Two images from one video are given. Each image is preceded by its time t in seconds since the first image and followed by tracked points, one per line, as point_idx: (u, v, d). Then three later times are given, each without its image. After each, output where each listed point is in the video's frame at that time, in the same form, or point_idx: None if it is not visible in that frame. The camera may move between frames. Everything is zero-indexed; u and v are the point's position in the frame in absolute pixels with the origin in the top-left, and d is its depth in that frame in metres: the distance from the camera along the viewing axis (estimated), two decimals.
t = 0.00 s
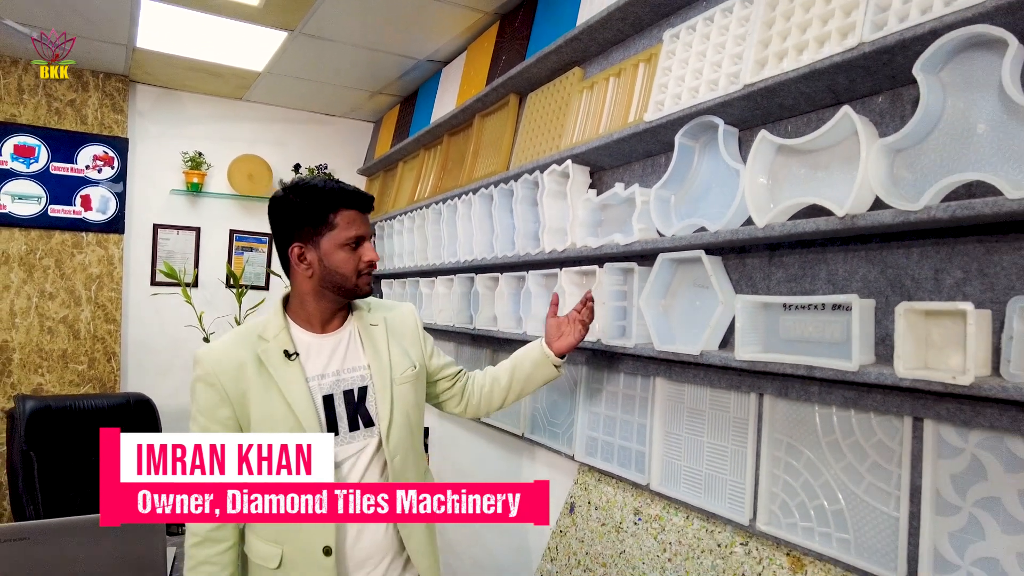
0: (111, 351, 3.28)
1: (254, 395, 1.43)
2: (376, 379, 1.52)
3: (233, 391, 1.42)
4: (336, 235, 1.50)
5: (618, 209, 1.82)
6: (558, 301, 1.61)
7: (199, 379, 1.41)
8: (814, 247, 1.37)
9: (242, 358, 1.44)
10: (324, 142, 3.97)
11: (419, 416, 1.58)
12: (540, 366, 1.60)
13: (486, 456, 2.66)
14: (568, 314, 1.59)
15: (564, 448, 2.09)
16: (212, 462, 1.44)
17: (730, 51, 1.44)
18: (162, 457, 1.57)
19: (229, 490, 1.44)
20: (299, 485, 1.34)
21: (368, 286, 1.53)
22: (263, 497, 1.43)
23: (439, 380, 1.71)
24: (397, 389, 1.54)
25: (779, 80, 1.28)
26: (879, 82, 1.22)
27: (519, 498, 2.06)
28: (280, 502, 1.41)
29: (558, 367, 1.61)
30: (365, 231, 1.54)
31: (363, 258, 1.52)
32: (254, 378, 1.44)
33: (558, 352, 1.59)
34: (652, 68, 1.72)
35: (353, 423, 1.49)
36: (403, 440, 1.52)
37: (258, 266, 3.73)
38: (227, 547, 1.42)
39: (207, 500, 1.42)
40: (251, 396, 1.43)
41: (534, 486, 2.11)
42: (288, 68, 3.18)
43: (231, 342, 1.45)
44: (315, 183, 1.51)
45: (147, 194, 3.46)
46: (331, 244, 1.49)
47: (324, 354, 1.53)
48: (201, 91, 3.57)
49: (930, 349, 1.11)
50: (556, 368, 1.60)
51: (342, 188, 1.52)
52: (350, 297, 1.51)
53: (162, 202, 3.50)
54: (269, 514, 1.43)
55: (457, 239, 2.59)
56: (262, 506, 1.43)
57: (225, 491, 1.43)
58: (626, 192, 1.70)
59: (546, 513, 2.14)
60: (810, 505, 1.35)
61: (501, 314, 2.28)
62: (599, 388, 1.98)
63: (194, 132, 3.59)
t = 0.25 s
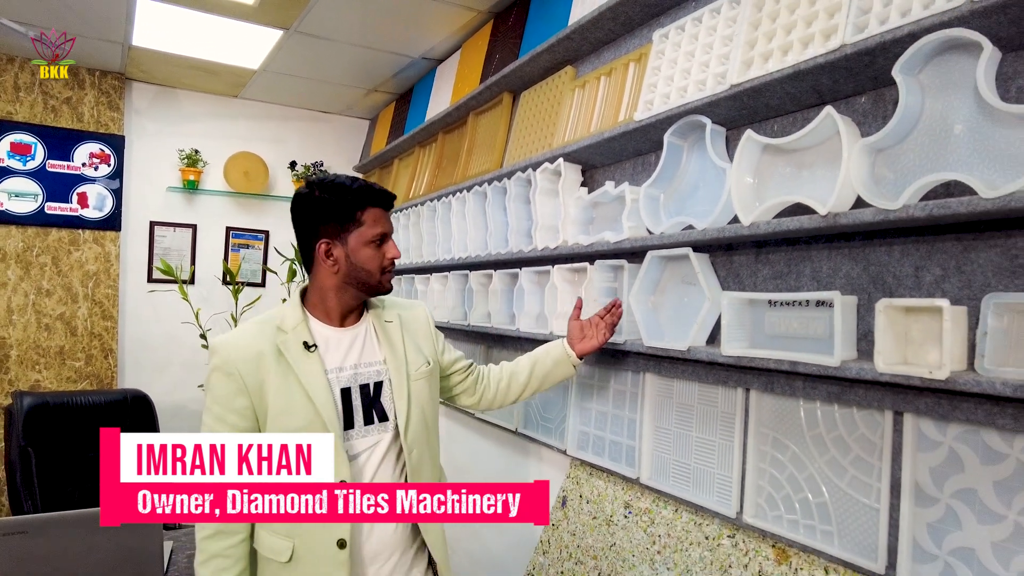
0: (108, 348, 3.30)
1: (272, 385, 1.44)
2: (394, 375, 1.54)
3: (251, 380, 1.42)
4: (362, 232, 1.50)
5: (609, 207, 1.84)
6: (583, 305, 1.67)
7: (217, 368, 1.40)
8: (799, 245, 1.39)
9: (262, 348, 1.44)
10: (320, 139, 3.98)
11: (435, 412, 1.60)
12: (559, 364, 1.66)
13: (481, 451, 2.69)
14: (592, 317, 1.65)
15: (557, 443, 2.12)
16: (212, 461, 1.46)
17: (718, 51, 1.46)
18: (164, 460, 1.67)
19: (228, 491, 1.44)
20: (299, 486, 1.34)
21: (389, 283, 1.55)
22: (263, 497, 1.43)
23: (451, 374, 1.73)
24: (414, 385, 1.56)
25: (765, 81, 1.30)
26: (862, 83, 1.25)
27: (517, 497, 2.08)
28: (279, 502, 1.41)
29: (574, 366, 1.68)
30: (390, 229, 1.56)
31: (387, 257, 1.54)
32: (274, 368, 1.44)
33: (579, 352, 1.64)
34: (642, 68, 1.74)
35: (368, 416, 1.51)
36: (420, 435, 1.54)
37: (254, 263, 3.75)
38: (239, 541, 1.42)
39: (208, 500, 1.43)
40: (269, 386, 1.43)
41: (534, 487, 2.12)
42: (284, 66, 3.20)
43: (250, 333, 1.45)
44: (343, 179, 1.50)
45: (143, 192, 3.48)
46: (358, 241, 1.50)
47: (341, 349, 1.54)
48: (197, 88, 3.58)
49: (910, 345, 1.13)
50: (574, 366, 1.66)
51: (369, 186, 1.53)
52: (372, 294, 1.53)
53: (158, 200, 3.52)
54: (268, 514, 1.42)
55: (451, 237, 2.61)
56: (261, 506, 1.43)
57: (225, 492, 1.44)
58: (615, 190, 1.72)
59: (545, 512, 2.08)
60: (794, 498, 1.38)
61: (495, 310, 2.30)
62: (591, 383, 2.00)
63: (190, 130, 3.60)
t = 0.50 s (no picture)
0: (102, 345, 3.30)
1: (287, 381, 1.39)
2: (405, 373, 1.51)
3: (266, 377, 1.38)
4: (382, 231, 1.49)
5: (601, 205, 1.84)
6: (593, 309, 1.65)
7: (232, 364, 1.37)
8: (787, 242, 1.40)
9: (276, 343, 1.40)
10: (314, 136, 3.98)
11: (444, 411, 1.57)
12: (570, 368, 1.63)
13: (475, 447, 2.70)
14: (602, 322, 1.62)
15: (549, 440, 2.13)
16: (212, 461, 1.46)
17: (708, 49, 1.46)
18: (163, 457, 1.64)
19: (228, 490, 1.43)
20: (298, 485, 1.31)
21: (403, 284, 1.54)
22: (263, 497, 1.40)
23: (460, 374, 1.71)
24: (424, 384, 1.53)
25: (753, 78, 1.30)
26: (850, 80, 1.25)
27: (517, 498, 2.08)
28: (279, 502, 1.38)
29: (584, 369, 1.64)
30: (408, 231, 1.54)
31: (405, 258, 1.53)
32: (291, 365, 1.40)
33: (589, 356, 1.61)
34: (633, 65, 1.74)
35: (380, 414, 1.48)
36: (431, 434, 1.51)
37: (249, 260, 3.75)
38: (256, 539, 1.37)
39: (208, 501, 1.43)
40: (285, 383, 1.39)
41: (534, 486, 2.08)
42: (278, 63, 3.19)
43: (265, 329, 1.41)
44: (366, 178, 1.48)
45: (137, 189, 3.47)
46: (377, 242, 1.48)
47: (355, 345, 1.50)
48: (191, 85, 3.57)
49: (896, 342, 1.13)
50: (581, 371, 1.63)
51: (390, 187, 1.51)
52: (386, 295, 1.52)
53: (152, 197, 3.51)
54: (268, 514, 1.39)
55: (445, 234, 2.61)
56: (262, 506, 1.39)
57: (226, 491, 1.43)
58: (606, 188, 1.72)
59: (545, 512, 2.03)
60: (782, 495, 1.38)
61: (488, 308, 2.30)
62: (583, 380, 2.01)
63: (184, 127, 3.60)
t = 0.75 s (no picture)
0: (94, 343, 3.27)
1: (289, 381, 1.36)
2: (405, 374, 1.48)
3: (267, 376, 1.35)
4: (384, 229, 1.46)
5: (594, 201, 1.82)
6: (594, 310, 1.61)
7: (231, 363, 1.33)
8: (781, 239, 1.38)
9: (277, 342, 1.37)
10: (309, 133, 3.95)
11: (444, 414, 1.54)
12: (570, 371, 1.59)
13: (470, 446, 2.69)
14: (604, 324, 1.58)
15: (543, 439, 2.11)
16: (212, 461, 1.41)
17: (701, 43, 1.44)
18: (162, 456, 1.54)
19: (229, 490, 1.38)
20: (299, 485, 1.29)
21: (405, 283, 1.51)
22: (264, 497, 1.37)
23: (460, 376, 1.68)
24: (425, 386, 1.51)
25: (746, 72, 1.28)
26: (844, 74, 1.23)
27: (520, 497, 1.95)
28: (280, 501, 1.35)
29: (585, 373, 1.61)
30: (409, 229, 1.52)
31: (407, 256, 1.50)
32: (292, 364, 1.37)
33: (590, 359, 1.57)
34: (627, 60, 1.71)
35: (381, 415, 1.45)
36: (430, 437, 1.48)
37: (242, 258, 3.73)
38: (255, 541, 1.34)
39: (210, 501, 1.38)
40: (286, 382, 1.36)
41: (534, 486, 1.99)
42: (271, 59, 3.16)
43: (266, 327, 1.38)
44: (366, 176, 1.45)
45: (129, 186, 3.44)
46: (379, 239, 1.45)
47: (357, 345, 1.47)
48: (184, 81, 3.54)
49: (891, 340, 1.11)
50: (583, 372, 1.59)
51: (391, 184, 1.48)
52: (388, 293, 1.49)
53: (145, 194, 3.48)
54: (269, 513, 1.36)
55: (438, 231, 2.59)
56: (262, 506, 1.36)
57: (227, 491, 1.38)
58: (599, 185, 1.71)
59: (546, 512, 1.96)
60: (776, 495, 1.36)
61: (481, 305, 2.28)
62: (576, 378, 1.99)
63: (177, 123, 3.57)
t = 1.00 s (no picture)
0: (86, 341, 3.24)
1: (272, 380, 1.32)
2: (392, 373, 1.46)
3: (249, 376, 1.30)
4: (373, 225, 1.43)
5: (588, 197, 1.79)
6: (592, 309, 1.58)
7: (211, 363, 1.28)
8: (777, 235, 1.35)
9: (259, 341, 1.33)
10: (303, 129, 3.92)
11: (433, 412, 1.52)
12: (565, 369, 1.57)
13: (464, 444, 2.66)
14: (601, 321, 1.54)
15: (536, 438, 2.08)
16: (213, 462, 1.32)
17: (696, 35, 1.41)
18: (162, 457, 1.45)
19: (228, 490, 1.32)
20: (299, 485, 1.24)
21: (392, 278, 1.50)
22: (264, 497, 1.33)
23: (449, 374, 1.66)
24: (412, 385, 1.49)
25: (742, 63, 1.25)
26: (842, 65, 1.20)
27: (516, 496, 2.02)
28: (280, 501, 1.31)
29: (580, 370, 1.57)
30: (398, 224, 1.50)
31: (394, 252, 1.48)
32: (275, 364, 1.33)
33: (587, 357, 1.52)
34: (621, 52, 1.68)
35: (368, 415, 1.42)
36: (419, 436, 1.46)
37: (236, 255, 3.70)
38: (235, 551, 1.30)
39: (207, 499, 1.31)
40: (269, 383, 1.32)
41: (534, 485, 1.98)
42: (264, 54, 3.13)
43: (247, 326, 1.34)
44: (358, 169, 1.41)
45: (122, 182, 3.41)
46: (369, 235, 1.43)
47: (342, 344, 1.44)
48: (177, 77, 3.51)
49: (890, 338, 1.08)
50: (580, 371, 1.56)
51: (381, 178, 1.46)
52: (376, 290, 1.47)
53: (137, 190, 3.45)
54: (269, 513, 1.32)
55: (432, 228, 2.56)
56: (263, 505, 1.33)
57: (225, 491, 1.32)
58: (593, 180, 1.67)
59: (545, 512, 1.92)
60: (773, 496, 1.33)
61: (475, 303, 2.25)
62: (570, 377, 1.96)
63: (170, 119, 3.53)
